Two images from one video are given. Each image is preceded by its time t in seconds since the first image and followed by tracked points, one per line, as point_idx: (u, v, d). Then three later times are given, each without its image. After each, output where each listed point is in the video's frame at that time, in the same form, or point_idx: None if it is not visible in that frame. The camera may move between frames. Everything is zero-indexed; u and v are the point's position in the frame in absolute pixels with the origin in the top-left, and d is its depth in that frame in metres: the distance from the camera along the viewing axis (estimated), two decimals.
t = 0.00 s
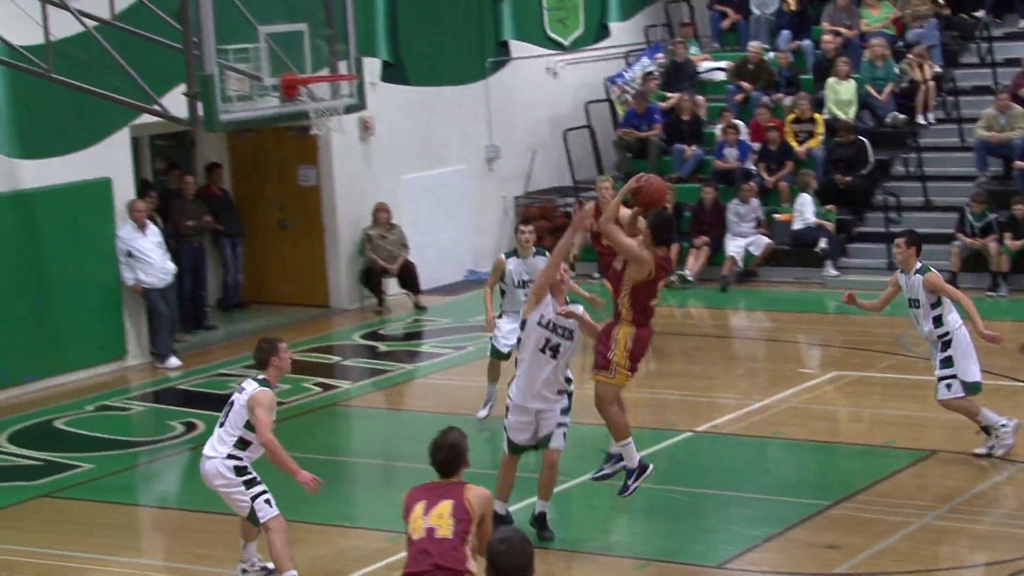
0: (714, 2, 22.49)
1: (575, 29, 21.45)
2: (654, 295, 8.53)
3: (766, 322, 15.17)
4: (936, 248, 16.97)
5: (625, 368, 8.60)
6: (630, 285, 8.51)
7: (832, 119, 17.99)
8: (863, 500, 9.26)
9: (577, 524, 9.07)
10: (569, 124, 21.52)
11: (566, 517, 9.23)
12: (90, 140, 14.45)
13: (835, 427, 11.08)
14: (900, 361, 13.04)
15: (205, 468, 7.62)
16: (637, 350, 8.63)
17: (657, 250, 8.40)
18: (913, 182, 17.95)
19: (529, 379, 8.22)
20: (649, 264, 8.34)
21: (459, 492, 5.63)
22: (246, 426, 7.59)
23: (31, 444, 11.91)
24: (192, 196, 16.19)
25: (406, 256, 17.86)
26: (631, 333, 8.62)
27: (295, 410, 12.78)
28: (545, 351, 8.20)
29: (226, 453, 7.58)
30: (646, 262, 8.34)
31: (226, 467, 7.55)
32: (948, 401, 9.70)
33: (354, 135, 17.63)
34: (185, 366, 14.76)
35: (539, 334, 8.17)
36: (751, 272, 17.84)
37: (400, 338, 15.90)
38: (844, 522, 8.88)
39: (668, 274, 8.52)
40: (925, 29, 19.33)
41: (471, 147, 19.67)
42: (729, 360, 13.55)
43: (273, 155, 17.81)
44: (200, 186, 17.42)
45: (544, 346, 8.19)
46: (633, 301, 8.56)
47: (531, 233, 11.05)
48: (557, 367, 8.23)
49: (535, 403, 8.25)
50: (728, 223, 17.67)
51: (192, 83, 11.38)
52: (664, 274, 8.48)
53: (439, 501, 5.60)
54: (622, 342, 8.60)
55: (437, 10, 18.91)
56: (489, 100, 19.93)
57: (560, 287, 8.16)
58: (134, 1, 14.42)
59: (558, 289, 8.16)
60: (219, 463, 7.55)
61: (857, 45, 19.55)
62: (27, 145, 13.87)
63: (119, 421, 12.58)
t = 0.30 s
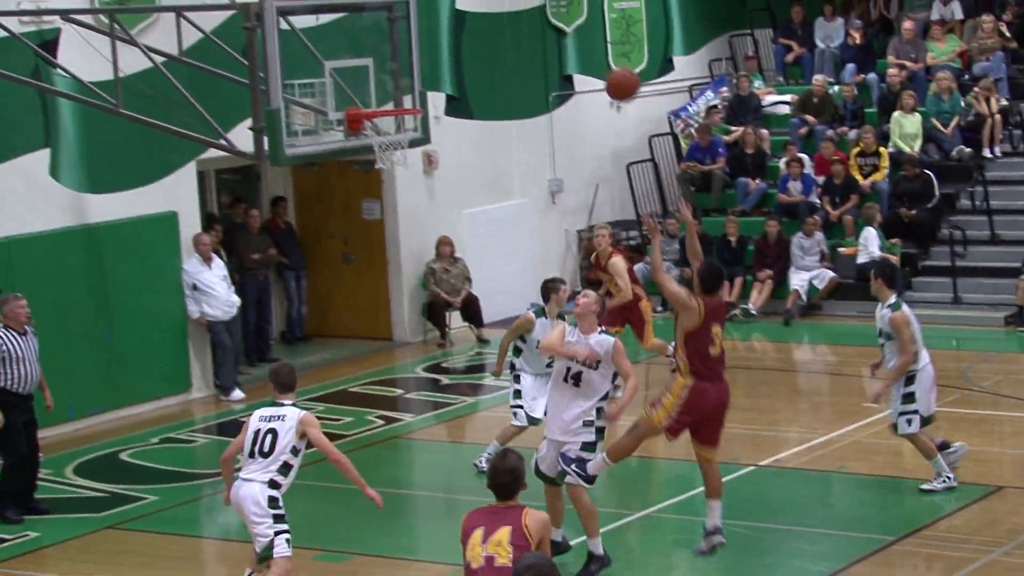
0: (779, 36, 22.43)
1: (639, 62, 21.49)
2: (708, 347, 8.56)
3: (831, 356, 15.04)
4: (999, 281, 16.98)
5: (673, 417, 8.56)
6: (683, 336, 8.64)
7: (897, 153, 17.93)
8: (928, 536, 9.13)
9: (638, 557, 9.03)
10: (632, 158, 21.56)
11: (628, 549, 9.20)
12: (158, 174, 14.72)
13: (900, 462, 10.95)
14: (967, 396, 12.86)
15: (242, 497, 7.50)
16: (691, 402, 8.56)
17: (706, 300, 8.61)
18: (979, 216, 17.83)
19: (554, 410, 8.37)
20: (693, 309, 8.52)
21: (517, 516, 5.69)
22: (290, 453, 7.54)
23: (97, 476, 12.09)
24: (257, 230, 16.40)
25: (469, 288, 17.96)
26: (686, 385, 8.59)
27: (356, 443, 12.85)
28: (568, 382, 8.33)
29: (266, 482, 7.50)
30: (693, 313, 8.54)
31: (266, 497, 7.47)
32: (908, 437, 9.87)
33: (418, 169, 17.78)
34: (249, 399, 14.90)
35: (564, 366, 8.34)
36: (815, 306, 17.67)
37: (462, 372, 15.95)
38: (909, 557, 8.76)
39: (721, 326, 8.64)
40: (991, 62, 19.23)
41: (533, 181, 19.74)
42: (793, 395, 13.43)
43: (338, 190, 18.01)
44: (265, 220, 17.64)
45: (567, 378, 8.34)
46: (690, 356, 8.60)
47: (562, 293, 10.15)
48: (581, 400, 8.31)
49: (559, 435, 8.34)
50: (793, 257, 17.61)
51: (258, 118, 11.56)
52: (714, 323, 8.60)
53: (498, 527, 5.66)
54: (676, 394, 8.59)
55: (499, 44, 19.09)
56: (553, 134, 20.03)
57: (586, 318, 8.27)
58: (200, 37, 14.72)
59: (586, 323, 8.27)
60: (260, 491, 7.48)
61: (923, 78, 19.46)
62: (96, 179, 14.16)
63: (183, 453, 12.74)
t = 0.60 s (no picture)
0: (795, 59, 22.47)
1: (656, 85, 21.54)
2: (718, 450, 7.62)
3: (847, 379, 15.00)
4: (1016, 303, 16.86)
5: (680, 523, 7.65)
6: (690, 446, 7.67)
7: (913, 175, 17.91)
8: (943, 559, 9.09)
9: None
10: (647, 180, 21.60)
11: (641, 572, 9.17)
12: (175, 197, 14.81)
13: (915, 485, 10.90)
14: (983, 419, 12.81)
15: (265, 471, 7.97)
16: (698, 509, 7.59)
17: (709, 396, 7.69)
18: (997, 239, 17.73)
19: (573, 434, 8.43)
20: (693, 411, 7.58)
21: (530, 535, 5.81)
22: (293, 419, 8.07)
23: (113, 498, 12.13)
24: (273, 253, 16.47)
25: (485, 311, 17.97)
26: (695, 488, 7.61)
27: (371, 465, 12.86)
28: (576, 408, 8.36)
29: (282, 450, 8.03)
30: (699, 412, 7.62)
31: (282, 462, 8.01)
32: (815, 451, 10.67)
33: (434, 191, 17.83)
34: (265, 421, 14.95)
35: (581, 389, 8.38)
36: (831, 328, 17.64)
37: (477, 394, 15.94)
38: None
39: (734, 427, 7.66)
40: (1008, 84, 19.25)
41: (549, 204, 19.77)
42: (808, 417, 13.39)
43: (355, 213, 18.08)
44: (282, 242, 17.70)
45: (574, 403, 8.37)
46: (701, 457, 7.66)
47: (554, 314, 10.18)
48: (567, 422, 8.30)
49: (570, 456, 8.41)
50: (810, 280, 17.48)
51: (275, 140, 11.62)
52: (722, 423, 7.64)
53: (511, 547, 5.79)
54: (684, 500, 7.64)
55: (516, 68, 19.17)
56: (569, 157, 20.09)
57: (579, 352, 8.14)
58: (218, 61, 14.83)
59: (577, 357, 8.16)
60: (280, 463, 7.98)
61: (940, 101, 19.51)
62: (115, 203, 14.25)
63: (198, 475, 12.78)
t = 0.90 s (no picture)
0: (793, 70, 22.51)
1: (653, 97, 21.57)
2: (683, 452, 7.65)
3: (845, 390, 15.01)
4: (1015, 314, 16.86)
5: (664, 538, 7.54)
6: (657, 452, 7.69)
7: (912, 186, 17.93)
8: (941, 570, 9.08)
9: None
10: (645, 192, 21.62)
11: None
12: (173, 209, 14.82)
13: (914, 496, 10.89)
14: (982, 430, 12.80)
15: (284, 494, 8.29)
16: (679, 518, 7.55)
17: (667, 403, 7.73)
18: (994, 250, 17.72)
19: (583, 461, 8.57)
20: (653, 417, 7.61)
21: (525, 543, 5.93)
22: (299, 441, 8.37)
23: (110, 509, 12.11)
24: (272, 264, 16.47)
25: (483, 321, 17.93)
26: (670, 493, 7.61)
27: (368, 476, 12.85)
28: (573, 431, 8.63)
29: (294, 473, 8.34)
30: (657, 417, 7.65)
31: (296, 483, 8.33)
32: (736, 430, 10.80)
33: (432, 203, 17.83)
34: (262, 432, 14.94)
35: (585, 414, 8.66)
36: (829, 339, 17.66)
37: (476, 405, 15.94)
38: None
39: (695, 427, 7.70)
40: (1007, 96, 19.25)
41: (547, 215, 19.78)
42: (807, 429, 13.37)
43: (354, 224, 18.09)
44: (280, 253, 17.72)
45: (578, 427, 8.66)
46: (667, 465, 7.68)
47: (521, 325, 10.75)
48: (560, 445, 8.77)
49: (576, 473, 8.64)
50: (807, 291, 17.55)
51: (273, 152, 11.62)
52: (682, 424, 7.67)
53: (509, 554, 5.91)
54: (662, 512, 7.60)
55: (514, 79, 19.21)
56: (568, 168, 20.10)
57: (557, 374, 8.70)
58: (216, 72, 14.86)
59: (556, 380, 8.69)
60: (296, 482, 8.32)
61: (938, 112, 19.52)
62: (113, 215, 14.26)
63: (196, 487, 12.76)
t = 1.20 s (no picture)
0: (790, 73, 22.51)
1: (650, 100, 21.58)
2: (661, 467, 7.57)
3: (843, 393, 15.01)
4: (1012, 318, 16.87)
5: (644, 550, 7.55)
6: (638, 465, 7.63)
7: (909, 189, 17.96)
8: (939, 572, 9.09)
9: None
10: (643, 195, 21.62)
11: None
12: (170, 212, 14.81)
13: (911, 499, 10.90)
14: (979, 433, 12.82)
15: (323, 456, 9.11)
16: (658, 533, 7.53)
17: (653, 416, 7.63)
18: (992, 253, 17.74)
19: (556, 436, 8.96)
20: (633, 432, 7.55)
21: (506, 536, 5.96)
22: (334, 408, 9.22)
23: (107, 512, 12.10)
24: (270, 267, 16.45)
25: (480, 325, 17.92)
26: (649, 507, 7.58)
27: (366, 480, 12.84)
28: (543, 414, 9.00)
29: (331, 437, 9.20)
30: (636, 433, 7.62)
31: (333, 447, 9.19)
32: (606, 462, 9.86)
33: (429, 207, 17.83)
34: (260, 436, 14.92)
35: (556, 389, 8.98)
36: (827, 342, 17.66)
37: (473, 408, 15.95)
38: None
39: (677, 442, 7.61)
40: (1003, 100, 19.28)
41: (544, 218, 19.78)
42: (804, 431, 13.38)
43: (351, 227, 18.08)
44: (278, 256, 17.72)
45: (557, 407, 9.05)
46: (645, 479, 7.61)
47: (498, 325, 10.87)
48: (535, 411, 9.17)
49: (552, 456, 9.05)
50: (804, 294, 17.57)
51: (271, 155, 11.61)
52: (664, 440, 7.60)
53: (493, 550, 5.93)
54: (642, 524, 7.59)
55: (511, 82, 19.21)
56: (565, 171, 20.11)
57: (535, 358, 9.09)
58: (213, 75, 14.86)
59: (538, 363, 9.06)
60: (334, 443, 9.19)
61: (935, 115, 19.54)
62: (110, 218, 14.25)
63: (193, 489, 12.76)
